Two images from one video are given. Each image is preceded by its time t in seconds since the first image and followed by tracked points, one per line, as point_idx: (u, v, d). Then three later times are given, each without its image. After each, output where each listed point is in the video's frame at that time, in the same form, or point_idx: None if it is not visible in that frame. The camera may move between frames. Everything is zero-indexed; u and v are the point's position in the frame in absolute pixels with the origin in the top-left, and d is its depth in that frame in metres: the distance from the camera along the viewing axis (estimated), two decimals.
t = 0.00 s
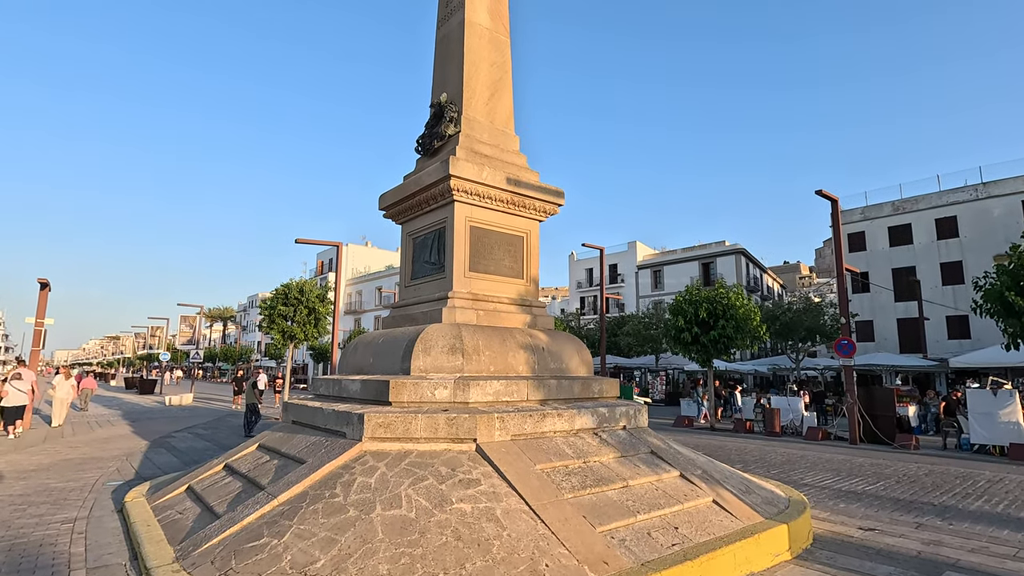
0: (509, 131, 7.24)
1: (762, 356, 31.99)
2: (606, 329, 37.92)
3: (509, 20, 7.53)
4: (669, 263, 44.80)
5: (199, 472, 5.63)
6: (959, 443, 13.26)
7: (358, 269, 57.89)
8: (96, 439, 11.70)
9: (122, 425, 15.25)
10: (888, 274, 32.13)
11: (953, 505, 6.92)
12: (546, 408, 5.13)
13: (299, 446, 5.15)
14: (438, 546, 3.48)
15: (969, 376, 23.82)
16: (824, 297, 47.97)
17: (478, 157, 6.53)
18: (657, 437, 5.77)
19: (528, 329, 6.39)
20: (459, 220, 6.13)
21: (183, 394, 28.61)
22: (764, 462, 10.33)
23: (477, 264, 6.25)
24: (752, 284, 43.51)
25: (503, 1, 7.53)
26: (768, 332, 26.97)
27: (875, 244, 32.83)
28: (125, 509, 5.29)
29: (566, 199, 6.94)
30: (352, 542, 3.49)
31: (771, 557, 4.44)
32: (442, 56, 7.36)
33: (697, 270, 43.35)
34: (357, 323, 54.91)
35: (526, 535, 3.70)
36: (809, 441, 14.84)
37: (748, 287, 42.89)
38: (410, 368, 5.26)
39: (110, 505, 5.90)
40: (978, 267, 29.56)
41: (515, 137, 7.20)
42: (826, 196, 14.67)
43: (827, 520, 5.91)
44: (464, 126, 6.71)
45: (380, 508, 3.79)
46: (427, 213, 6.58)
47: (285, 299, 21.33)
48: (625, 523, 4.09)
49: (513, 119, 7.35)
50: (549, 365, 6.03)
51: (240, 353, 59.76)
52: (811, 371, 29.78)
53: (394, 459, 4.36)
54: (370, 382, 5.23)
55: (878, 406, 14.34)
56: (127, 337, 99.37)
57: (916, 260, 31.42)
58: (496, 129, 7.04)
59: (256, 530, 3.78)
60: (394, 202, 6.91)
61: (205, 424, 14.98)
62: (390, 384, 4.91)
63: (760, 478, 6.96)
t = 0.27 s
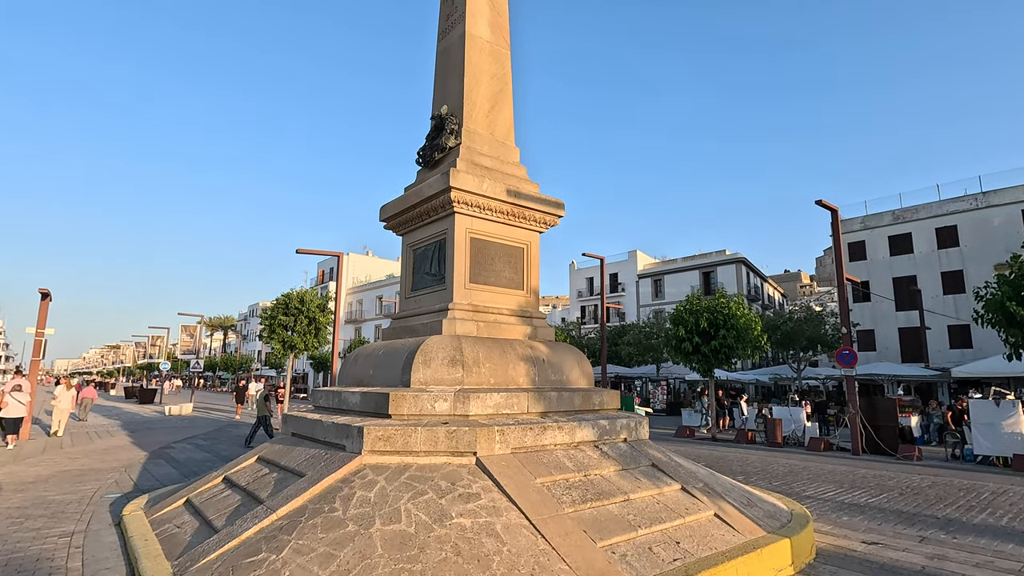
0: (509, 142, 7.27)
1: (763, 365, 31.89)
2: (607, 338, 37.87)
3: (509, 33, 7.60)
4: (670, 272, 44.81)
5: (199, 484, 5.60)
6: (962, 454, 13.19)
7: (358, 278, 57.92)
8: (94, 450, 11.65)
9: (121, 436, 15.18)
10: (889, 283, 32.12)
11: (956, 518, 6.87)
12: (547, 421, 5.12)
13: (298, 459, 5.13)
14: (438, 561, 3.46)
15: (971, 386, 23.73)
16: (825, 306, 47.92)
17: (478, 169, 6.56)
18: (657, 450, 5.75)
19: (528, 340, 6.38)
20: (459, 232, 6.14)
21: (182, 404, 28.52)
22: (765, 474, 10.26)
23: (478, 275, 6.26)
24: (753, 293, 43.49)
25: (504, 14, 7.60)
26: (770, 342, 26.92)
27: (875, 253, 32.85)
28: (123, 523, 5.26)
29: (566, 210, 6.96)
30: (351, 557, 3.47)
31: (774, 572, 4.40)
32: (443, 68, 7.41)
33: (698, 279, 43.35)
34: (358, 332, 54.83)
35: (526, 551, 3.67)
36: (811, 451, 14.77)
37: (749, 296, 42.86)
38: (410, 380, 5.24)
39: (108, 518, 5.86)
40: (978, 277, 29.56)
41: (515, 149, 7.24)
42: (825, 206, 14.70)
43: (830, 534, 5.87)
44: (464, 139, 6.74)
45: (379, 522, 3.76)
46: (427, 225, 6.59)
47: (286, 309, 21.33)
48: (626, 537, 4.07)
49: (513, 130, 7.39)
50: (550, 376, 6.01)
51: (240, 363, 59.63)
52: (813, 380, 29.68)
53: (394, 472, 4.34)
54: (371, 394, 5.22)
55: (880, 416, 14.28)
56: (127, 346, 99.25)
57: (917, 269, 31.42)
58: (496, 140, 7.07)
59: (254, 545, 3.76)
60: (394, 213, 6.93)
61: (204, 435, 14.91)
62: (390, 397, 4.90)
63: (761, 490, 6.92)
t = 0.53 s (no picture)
0: (510, 156, 7.31)
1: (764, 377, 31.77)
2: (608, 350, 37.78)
3: (509, 49, 7.66)
4: (670, 283, 44.82)
5: (197, 500, 5.56)
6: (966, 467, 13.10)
7: (359, 290, 57.96)
8: (92, 463, 11.59)
9: (120, 449, 15.11)
10: (889, 294, 32.11)
11: (961, 534, 6.81)
12: (547, 436, 5.09)
13: (297, 475, 5.09)
14: None
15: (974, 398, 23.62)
16: (826, 317, 47.85)
17: (479, 184, 6.59)
18: (659, 465, 5.71)
19: (528, 354, 6.36)
20: (460, 246, 6.15)
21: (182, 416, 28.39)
22: (768, 488, 10.19)
23: (478, 289, 6.26)
24: (753, 305, 43.48)
25: (504, 30, 7.67)
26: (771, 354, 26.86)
27: (875, 265, 32.87)
28: (120, 540, 5.21)
29: (567, 224, 6.98)
30: None
31: None
32: (444, 83, 7.47)
33: (698, 290, 43.36)
34: (358, 344, 54.74)
35: (527, 570, 3.63)
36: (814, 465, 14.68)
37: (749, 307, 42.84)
38: (410, 395, 5.22)
39: (105, 535, 5.80)
40: (979, 288, 29.55)
41: (516, 163, 7.27)
42: (825, 218, 14.74)
43: (834, 550, 5.81)
44: (465, 153, 6.78)
45: (379, 541, 3.73)
46: (428, 238, 6.60)
47: (286, 321, 21.32)
48: (628, 555, 4.03)
49: (513, 145, 7.43)
50: (551, 391, 5.99)
51: (240, 374, 59.48)
52: (815, 392, 29.56)
53: (394, 489, 4.31)
54: (370, 410, 5.20)
55: (882, 429, 14.20)
56: (127, 357, 99.07)
57: (917, 280, 31.42)
58: (496, 155, 7.11)
59: (252, 564, 3.72)
60: (395, 227, 6.95)
61: (203, 448, 14.83)
62: (390, 412, 4.88)
63: (764, 505, 6.86)
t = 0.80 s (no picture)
0: (510, 172, 7.35)
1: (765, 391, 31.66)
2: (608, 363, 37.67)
3: (509, 66, 7.74)
4: (670, 296, 44.83)
5: (194, 518, 5.50)
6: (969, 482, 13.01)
7: (358, 302, 57.96)
8: (89, 479, 11.51)
9: (116, 464, 15.00)
10: (889, 307, 32.12)
11: (965, 552, 6.75)
12: (548, 453, 5.06)
13: (296, 492, 5.04)
14: None
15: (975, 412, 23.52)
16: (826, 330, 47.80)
17: (479, 199, 6.62)
18: (660, 482, 5.68)
19: (528, 370, 6.35)
20: (460, 261, 6.16)
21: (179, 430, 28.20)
22: (770, 504, 10.11)
23: (478, 304, 6.26)
24: (753, 318, 43.46)
25: (504, 48, 7.75)
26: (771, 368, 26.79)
27: (875, 278, 32.92)
28: (115, 559, 5.15)
29: (566, 239, 6.99)
30: None
31: None
32: (444, 100, 7.54)
33: (698, 303, 43.37)
34: (357, 357, 54.59)
35: None
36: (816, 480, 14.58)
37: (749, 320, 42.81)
38: (410, 412, 5.19)
39: (100, 554, 5.73)
40: (978, 301, 29.56)
41: (516, 179, 7.31)
42: (823, 232, 14.79)
43: (837, 569, 5.74)
44: (465, 169, 6.81)
45: (377, 561, 3.69)
46: (428, 253, 6.61)
47: (285, 335, 21.28)
48: None
49: (513, 161, 7.47)
50: (551, 407, 5.96)
51: (239, 388, 59.27)
52: (815, 406, 29.43)
53: (393, 508, 4.27)
54: (370, 426, 5.17)
55: (884, 443, 14.12)
56: (125, 370, 98.75)
57: (917, 293, 31.45)
58: (496, 170, 7.15)
59: None
60: (395, 242, 6.96)
61: (200, 463, 14.72)
62: (389, 429, 4.85)
63: (766, 523, 6.81)
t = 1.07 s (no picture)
0: (508, 187, 7.39)
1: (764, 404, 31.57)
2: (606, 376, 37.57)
3: (508, 82, 7.81)
4: (668, 309, 44.85)
5: (189, 535, 5.43)
6: (969, 496, 12.95)
7: (356, 315, 57.86)
8: (82, 494, 11.37)
9: (110, 479, 14.83)
10: (886, 320, 32.17)
11: (967, 569, 6.69)
12: (547, 469, 5.03)
13: (293, 509, 4.99)
14: None
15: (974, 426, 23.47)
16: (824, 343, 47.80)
17: (478, 214, 6.64)
18: (660, 498, 5.64)
19: (527, 384, 6.33)
20: (459, 275, 6.17)
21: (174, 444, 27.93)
22: (770, 519, 10.03)
23: (477, 319, 6.25)
24: (752, 330, 43.46)
25: (503, 64, 7.83)
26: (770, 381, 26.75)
27: (872, 291, 33.01)
28: None
29: (565, 253, 7.01)
30: None
31: None
32: (444, 115, 7.60)
33: (696, 316, 43.39)
34: (355, 370, 54.36)
35: None
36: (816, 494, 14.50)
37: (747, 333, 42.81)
38: (408, 428, 5.16)
39: (93, 572, 5.65)
40: (975, 314, 29.64)
41: (515, 193, 7.35)
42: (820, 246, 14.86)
43: None
44: (464, 184, 6.85)
45: None
46: (427, 268, 6.62)
47: (283, 348, 21.20)
48: None
49: (512, 175, 7.52)
50: (550, 422, 5.94)
51: (235, 401, 58.89)
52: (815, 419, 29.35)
53: (391, 524, 4.24)
54: (368, 442, 5.13)
55: (884, 457, 14.06)
56: (121, 383, 98.08)
57: (914, 306, 31.52)
58: (495, 185, 7.19)
59: None
60: (394, 256, 6.97)
61: (196, 478, 14.58)
62: (387, 445, 4.82)
63: (767, 539, 6.76)
